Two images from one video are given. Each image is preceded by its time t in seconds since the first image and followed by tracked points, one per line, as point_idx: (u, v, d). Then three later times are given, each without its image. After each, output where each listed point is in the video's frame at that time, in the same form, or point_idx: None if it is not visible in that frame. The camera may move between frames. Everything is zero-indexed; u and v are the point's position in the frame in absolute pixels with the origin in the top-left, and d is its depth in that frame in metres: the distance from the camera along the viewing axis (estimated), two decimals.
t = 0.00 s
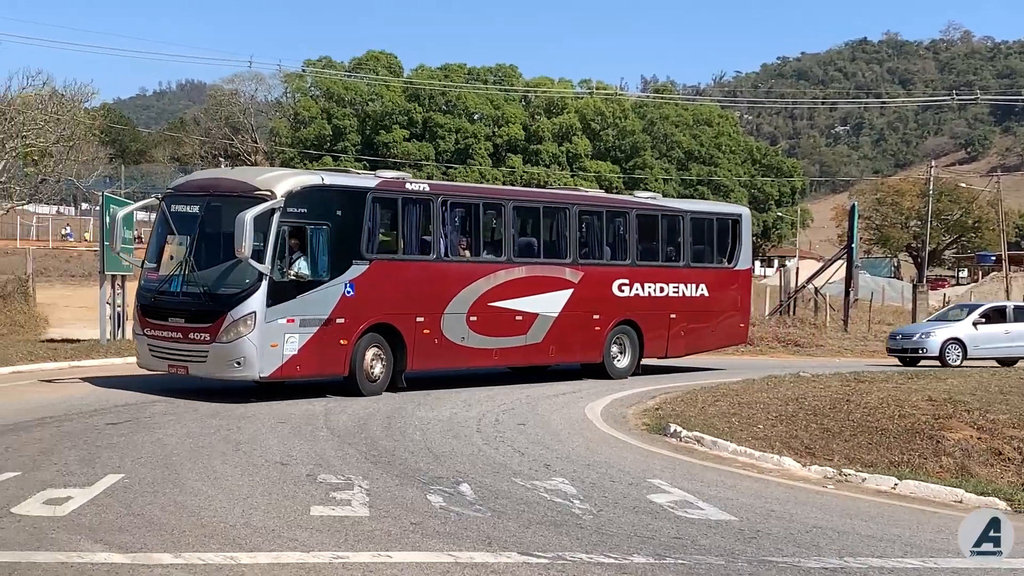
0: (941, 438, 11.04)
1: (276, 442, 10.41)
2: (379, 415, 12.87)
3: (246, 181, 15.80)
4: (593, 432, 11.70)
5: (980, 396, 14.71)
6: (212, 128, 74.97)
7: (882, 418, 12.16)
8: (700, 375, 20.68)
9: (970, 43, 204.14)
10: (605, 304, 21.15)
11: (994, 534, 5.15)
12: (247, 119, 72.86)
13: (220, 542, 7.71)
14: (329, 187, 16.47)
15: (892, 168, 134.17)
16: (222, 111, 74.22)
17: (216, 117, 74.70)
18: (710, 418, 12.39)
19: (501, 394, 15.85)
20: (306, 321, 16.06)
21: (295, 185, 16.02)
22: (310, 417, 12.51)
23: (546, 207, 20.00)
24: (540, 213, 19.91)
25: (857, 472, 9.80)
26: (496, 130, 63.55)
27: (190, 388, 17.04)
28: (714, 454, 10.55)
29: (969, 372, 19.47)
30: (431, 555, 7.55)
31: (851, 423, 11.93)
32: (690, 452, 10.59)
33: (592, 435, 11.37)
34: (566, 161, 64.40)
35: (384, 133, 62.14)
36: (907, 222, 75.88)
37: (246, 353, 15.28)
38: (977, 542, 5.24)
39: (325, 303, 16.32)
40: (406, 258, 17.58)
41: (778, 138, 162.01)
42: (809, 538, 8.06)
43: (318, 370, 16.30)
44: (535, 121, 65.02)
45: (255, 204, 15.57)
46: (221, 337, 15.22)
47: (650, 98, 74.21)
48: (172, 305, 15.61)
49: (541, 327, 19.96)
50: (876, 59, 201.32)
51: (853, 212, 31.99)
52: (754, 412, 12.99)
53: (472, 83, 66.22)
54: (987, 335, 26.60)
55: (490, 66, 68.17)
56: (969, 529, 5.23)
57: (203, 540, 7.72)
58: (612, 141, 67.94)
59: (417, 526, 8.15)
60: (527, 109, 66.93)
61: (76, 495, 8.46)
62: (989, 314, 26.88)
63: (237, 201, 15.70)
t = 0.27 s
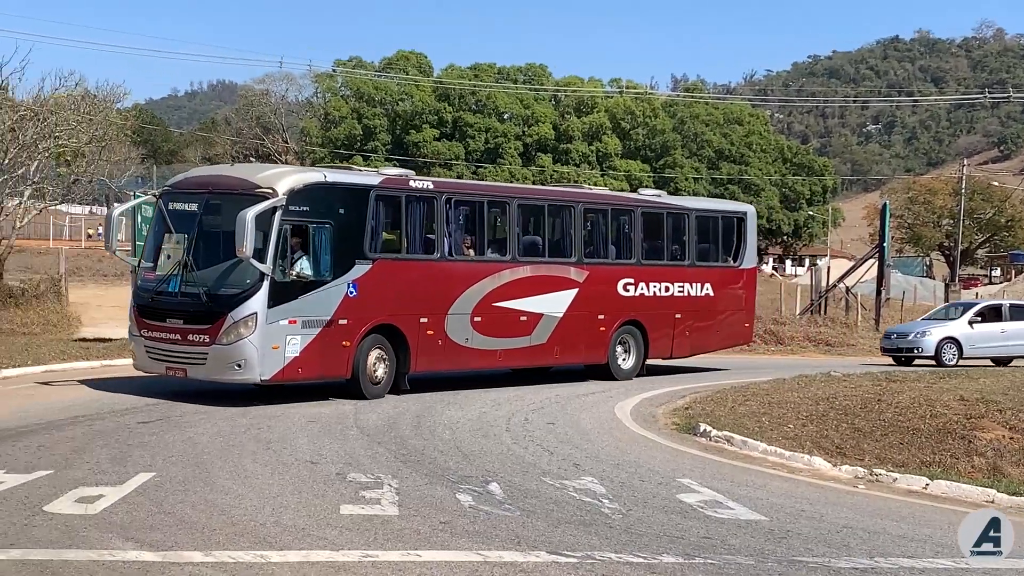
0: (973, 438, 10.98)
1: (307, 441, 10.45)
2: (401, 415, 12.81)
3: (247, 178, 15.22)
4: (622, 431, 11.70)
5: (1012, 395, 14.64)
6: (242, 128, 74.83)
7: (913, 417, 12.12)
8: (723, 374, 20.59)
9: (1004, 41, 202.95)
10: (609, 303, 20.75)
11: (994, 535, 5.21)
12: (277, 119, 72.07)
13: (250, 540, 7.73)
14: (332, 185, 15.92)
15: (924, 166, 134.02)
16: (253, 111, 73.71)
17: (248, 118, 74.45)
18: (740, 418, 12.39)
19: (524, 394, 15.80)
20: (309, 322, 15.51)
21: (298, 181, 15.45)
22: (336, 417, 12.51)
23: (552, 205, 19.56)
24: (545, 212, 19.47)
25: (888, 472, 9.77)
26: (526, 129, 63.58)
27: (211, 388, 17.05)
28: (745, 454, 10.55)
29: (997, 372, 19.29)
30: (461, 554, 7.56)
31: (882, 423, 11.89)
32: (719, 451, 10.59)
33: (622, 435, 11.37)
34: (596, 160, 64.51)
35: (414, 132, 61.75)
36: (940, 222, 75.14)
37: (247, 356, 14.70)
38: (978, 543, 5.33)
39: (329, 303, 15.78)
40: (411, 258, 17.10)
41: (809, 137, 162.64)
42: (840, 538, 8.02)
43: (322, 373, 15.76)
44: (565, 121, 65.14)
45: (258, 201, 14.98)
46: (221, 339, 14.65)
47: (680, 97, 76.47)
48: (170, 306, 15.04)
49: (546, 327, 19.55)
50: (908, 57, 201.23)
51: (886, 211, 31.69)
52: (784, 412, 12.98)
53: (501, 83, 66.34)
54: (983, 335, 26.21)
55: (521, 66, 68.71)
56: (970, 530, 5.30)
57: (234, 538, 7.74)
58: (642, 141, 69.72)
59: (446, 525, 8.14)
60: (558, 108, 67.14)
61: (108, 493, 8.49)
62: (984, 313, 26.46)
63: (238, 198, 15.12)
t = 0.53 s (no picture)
0: (1005, 437, 10.90)
1: (336, 440, 10.49)
2: (422, 415, 12.74)
3: (248, 175, 14.88)
4: (650, 429, 11.73)
5: None
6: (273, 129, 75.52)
7: (943, 416, 12.08)
8: (745, 373, 20.48)
9: None
10: (612, 302, 20.42)
11: (994, 535, 5.91)
12: (307, 118, 72.89)
13: (279, 538, 7.77)
14: (334, 182, 15.53)
15: (955, 164, 134.36)
16: (282, 111, 73.73)
17: (277, 118, 74.97)
18: (769, 417, 12.39)
19: (546, 393, 15.73)
20: (311, 323, 15.14)
21: (300, 179, 15.09)
22: (359, 416, 12.48)
23: (556, 203, 19.19)
24: (549, 210, 19.11)
25: (917, 470, 9.74)
26: (553, 128, 65.60)
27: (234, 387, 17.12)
28: (775, 452, 10.57)
29: None
30: (488, 552, 7.57)
31: (911, 422, 11.85)
32: (748, 450, 10.61)
33: (651, 433, 11.39)
34: (624, 159, 67.51)
35: (442, 131, 63.48)
36: (970, 219, 74.47)
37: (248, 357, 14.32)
38: (978, 543, 6.05)
39: (332, 303, 15.42)
40: (414, 257, 16.74)
41: (838, 134, 163.95)
42: (869, 537, 7.99)
43: (325, 376, 15.39)
44: (593, 120, 67.73)
45: (259, 199, 14.62)
46: (221, 340, 14.28)
47: (708, 95, 79.45)
48: (168, 307, 14.69)
49: (549, 327, 19.22)
50: (938, 55, 201.46)
51: (916, 210, 31.36)
52: (813, 410, 12.98)
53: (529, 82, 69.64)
54: (979, 333, 25.85)
55: (548, 66, 71.72)
56: (971, 531, 6.03)
57: (262, 536, 7.78)
58: (669, 139, 74.09)
59: (474, 524, 8.15)
60: (585, 107, 70.25)
61: (138, 492, 8.53)
62: (979, 310, 26.09)
63: (239, 196, 14.76)
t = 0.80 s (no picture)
0: None
1: (366, 438, 10.54)
2: (443, 415, 12.69)
3: (249, 173, 14.46)
4: (678, 428, 11.73)
5: None
6: (299, 128, 76.04)
7: (973, 415, 12.01)
8: (768, 374, 20.37)
9: None
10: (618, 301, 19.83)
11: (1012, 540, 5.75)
12: (332, 118, 74.71)
13: (308, 536, 7.79)
14: (337, 179, 15.10)
15: (983, 161, 134.66)
16: (309, 110, 75.82)
17: (304, 117, 76.11)
18: (797, 415, 12.37)
19: (567, 393, 15.68)
20: (314, 324, 14.65)
21: (302, 176, 14.64)
22: (382, 416, 12.48)
23: (560, 199, 18.61)
24: (553, 206, 18.53)
25: (946, 469, 9.68)
26: (579, 126, 66.29)
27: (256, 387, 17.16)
28: (804, 451, 10.56)
29: None
30: (516, 550, 7.56)
31: (942, 420, 11.79)
32: (777, 449, 10.59)
33: (678, 432, 11.39)
34: (650, 157, 67.23)
35: (468, 130, 65.60)
36: (999, 217, 73.99)
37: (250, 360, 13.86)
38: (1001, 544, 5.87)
39: (335, 303, 14.95)
40: (415, 256, 16.19)
41: (866, 132, 165.23)
42: (897, 536, 7.95)
43: (327, 378, 14.88)
44: (619, 118, 67.71)
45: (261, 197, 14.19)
46: (222, 342, 13.84)
47: (736, 93, 79.66)
48: (166, 308, 14.23)
49: (554, 327, 18.61)
50: (967, 51, 201.87)
51: (944, 206, 31.06)
52: (841, 409, 12.94)
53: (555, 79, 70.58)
54: (979, 330, 25.36)
55: (575, 65, 72.45)
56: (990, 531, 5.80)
57: (291, 534, 7.80)
58: (697, 139, 74.01)
59: (502, 522, 8.15)
60: (611, 105, 70.22)
61: (167, 490, 8.57)
62: (978, 308, 25.57)
63: (239, 194, 14.33)
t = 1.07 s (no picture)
0: None
1: (392, 437, 10.57)
2: (463, 416, 12.63)
3: (250, 169, 13.93)
4: (704, 427, 11.72)
5: None
6: (323, 126, 76.64)
7: (1003, 414, 11.95)
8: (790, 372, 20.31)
9: None
10: (623, 301, 19.29)
11: (994, 535, 5.51)
12: (359, 117, 75.18)
13: (334, 535, 7.80)
14: (341, 176, 14.60)
15: (1012, 159, 134.88)
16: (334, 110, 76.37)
17: (330, 117, 76.79)
18: (824, 415, 12.34)
19: (587, 393, 15.62)
20: (317, 325, 14.16)
21: (305, 173, 14.13)
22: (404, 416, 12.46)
23: (566, 197, 18.11)
24: (559, 204, 18.04)
25: (975, 469, 9.62)
26: (605, 125, 66.98)
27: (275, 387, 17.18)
28: (831, 450, 10.54)
29: None
30: (542, 549, 7.55)
31: (970, 419, 11.73)
32: (804, 448, 10.57)
33: (705, 432, 11.38)
34: (678, 155, 68.79)
35: (493, 129, 66.36)
36: None
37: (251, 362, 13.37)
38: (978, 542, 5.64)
39: (338, 303, 14.45)
40: (418, 255, 15.67)
41: (893, 129, 166.05)
42: (926, 536, 7.90)
43: (330, 380, 14.37)
44: (645, 116, 68.68)
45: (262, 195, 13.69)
46: (223, 343, 13.37)
47: (760, 92, 81.97)
48: (166, 307, 13.74)
49: (559, 327, 18.12)
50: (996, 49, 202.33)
51: (972, 204, 30.89)
52: (869, 408, 12.91)
53: (581, 78, 70.89)
54: (979, 329, 25.03)
55: (600, 62, 72.10)
56: (969, 528, 5.60)
57: (318, 533, 7.81)
58: (724, 137, 76.85)
59: (528, 521, 8.14)
60: (638, 103, 72.08)
61: (194, 488, 8.59)
62: (978, 306, 25.25)
63: (239, 191, 13.78)
